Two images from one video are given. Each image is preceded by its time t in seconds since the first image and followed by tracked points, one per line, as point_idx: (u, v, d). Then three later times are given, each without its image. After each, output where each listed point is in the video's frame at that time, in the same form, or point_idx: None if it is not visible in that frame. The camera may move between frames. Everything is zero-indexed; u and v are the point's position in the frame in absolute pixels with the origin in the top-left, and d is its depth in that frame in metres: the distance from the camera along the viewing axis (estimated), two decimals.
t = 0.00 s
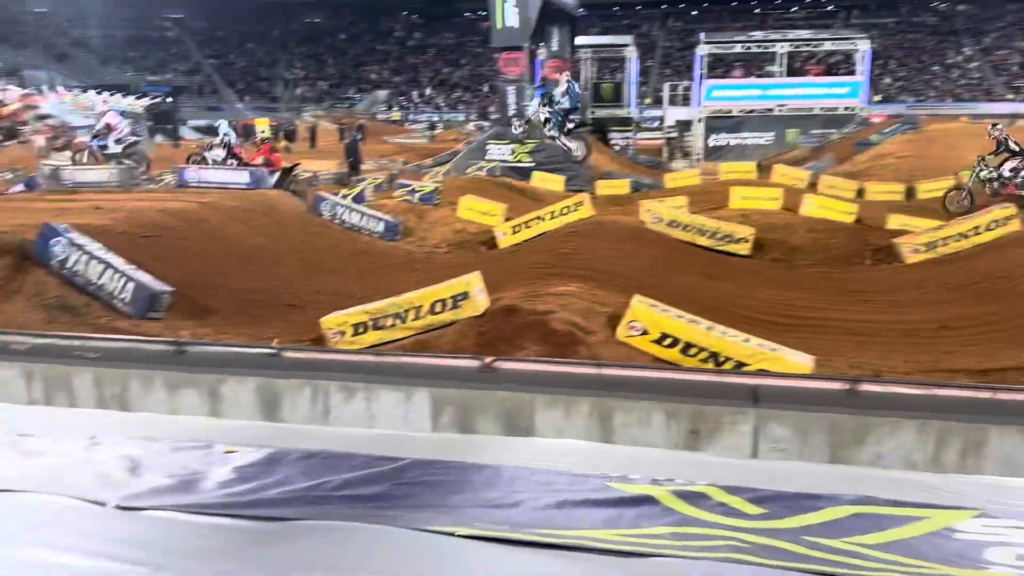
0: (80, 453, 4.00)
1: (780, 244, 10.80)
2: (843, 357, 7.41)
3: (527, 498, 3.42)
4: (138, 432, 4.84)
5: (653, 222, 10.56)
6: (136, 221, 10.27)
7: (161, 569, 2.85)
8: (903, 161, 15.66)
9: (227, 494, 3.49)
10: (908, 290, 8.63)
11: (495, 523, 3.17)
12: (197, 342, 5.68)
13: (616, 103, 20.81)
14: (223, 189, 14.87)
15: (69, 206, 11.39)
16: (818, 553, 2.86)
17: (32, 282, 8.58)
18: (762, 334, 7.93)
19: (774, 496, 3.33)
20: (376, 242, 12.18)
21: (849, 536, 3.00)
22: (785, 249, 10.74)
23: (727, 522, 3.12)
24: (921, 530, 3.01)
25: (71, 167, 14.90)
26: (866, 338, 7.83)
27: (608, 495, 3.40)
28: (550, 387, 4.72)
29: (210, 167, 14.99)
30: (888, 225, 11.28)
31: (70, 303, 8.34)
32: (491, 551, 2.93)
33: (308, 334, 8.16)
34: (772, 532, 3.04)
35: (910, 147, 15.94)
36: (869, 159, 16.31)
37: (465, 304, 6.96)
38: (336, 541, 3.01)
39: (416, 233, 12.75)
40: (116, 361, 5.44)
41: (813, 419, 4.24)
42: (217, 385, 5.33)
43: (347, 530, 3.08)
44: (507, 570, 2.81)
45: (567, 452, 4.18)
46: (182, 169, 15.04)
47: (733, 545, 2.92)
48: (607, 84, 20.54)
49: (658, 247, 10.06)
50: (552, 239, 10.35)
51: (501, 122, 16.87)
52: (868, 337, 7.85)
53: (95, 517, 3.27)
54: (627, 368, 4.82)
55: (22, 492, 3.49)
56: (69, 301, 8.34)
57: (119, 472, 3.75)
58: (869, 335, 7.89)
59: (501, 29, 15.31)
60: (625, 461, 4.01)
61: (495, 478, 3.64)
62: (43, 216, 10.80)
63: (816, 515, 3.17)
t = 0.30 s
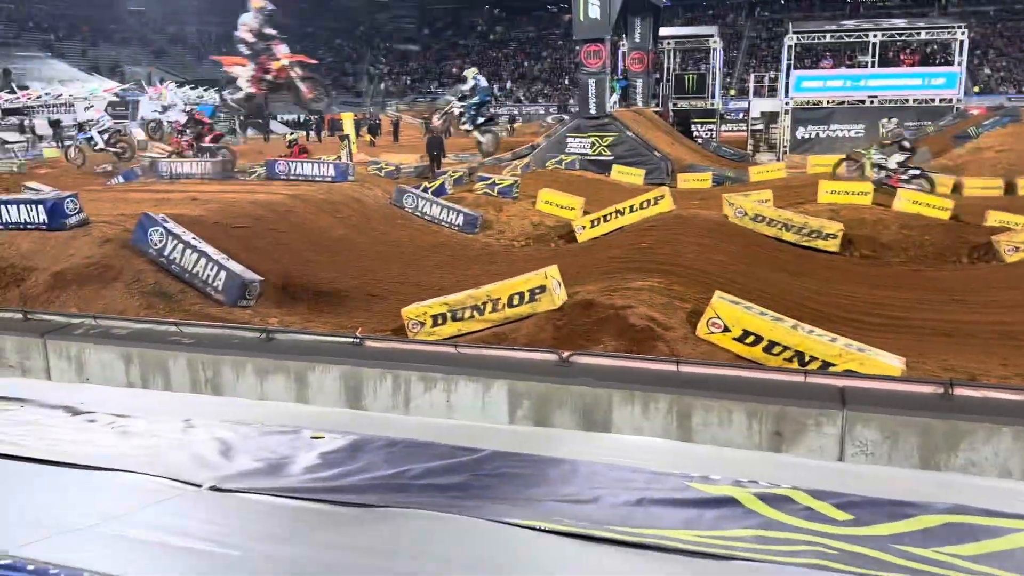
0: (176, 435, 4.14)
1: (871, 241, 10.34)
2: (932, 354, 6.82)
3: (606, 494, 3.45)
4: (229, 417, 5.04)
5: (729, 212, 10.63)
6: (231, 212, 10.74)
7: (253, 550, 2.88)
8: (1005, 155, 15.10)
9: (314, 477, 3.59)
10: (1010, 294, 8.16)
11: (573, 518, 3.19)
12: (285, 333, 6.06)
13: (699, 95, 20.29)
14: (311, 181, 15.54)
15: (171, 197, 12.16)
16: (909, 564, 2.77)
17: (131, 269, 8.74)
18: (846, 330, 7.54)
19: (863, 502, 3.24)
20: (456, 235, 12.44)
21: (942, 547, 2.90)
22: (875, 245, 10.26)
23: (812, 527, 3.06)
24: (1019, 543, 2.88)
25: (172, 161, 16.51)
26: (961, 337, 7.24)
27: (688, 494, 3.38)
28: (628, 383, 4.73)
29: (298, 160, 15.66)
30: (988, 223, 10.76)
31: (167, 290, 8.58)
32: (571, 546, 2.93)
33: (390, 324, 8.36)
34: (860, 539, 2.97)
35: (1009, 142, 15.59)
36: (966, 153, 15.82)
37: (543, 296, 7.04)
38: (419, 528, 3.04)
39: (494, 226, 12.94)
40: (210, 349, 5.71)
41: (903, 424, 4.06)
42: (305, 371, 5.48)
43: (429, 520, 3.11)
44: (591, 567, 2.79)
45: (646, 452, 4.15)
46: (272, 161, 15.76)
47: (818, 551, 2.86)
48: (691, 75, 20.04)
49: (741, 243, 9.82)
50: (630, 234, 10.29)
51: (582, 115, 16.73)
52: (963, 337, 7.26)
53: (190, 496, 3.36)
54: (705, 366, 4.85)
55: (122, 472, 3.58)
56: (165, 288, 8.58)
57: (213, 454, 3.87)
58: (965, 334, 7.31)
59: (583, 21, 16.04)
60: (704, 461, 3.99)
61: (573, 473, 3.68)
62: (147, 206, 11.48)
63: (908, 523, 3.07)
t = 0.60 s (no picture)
0: (210, 431, 4.25)
1: (912, 249, 10.11)
2: (971, 365, 6.63)
3: (632, 499, 3.44)
4: (261, 415, 5.15)
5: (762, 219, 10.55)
6: (267, 212, 10.94)
7: (279, 545, 2.89)
8: None
9: (342, 475, 3.65)
10: None
11: (598, 522, 3.18)
12: (318, 332, 6.18)
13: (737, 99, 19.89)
14: (346, 182, 15.81)
15: (210, 197, 12.46)
16: None
17: (169, 266, 8.98)
18: (882, 339, 7.37)
19: (893, 513, 3.19)
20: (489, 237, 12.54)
21: (974, 560, 2.83)
22: (916, 252, 10.02)
23: (841, 537, 3.01)
24: None
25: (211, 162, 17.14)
26: (1002, 348, 7.03)
27: (716, 502, 3.35)
28: (658, 388, 4.71)
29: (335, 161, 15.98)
30: None
31: (205, 288, 8.79)
32: (594, 550, 2.91)
33: (422, 325, 8.45)
34: (890, 550, 2.91)
35: None
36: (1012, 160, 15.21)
37: (574, 300, 7.06)
38: (442, 529, 3.05)
39: (527, 229, 13.01)
40: (244, 347, 5.85)
41: (939, 435, 3.98)
42: (337, 370, 5.57)
43: (452, 522, 3.10)
44: (613, 570, 2.78)
45: (676, 459, 4.13)
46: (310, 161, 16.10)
47: (845, 561, 2.82)
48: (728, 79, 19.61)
49: (776, 249, 9.70)
50: (663, 240, 10.25)
51: (616, 118, 16.98)
52: (1005, 348, 7.04)
53: (220, 490, 3.41)
54: (737, 373, 4.80)
55: (156, 465, 3.65)
56: (203, 286, 8.80)
57: (245, 450, 3.95)
58: (1008, 345, 7.09)
59: (620, 23, 15.80)
60: (734, 468, 3.96)
61: (599, 477, 3.69)
62: (187, 205, 11.80)
63: (940, 535, 3.01)
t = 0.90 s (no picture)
0: (203, 431, 4.23)
1: (908, 257, 10.15)
2: (967, 374, 6.66)
3: (626, 503, 3.44)
4: (256, 416, 5.14)
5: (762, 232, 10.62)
6: (264, 215, 10.93)
7: (271, 548, 2.88)
8: None
9: (337, 476, 3.64)
10: None
11: (593, 525, 3.18)
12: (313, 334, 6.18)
13: (733, 107, 20.49)
14: (343, 185, 15.81)
15: (206, 199, 12.44)
16: None
17: (165, 267, 8.95)
18: (878, 347, 7.40)
19: (888, 519, 3.20)
20: (486, 241, 12.56)
21: (969, 566, 2.85)
22: (912, 260, 10.07)
23: (836, 542, 3.01)
24: None
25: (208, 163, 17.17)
26: (998, 357, 7.06)
27: (711, 506, 3.35)
28: (654, 393, 4.72)
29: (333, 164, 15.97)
30: None
31: (201, 290, 8.79)
32: (588, 553, 2.91)
33: (417, 328, 8.43)
34: (885, 556, 2.92)
35: None
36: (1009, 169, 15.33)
37: (571, 305, 7.08)
38: (436, 532, 3.04)
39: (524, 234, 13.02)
40: (240, 348, 5.85)
41: (935, 442, 3.99)
42: (332, 373, 5.57)
43: (446, 524, 3.10)
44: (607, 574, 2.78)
45: (672, 464, 4.13)
46: (308, 164, 16.12)
47: (840, 566, 2.82)
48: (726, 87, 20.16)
49: (772, 257, 9.73)
50: (661, 247, 10.29)
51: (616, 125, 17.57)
52: (1000, 356, 7.07)
53: (213, 491, 3.41)
54: (734, 378, 4.81)
55: (148, 465, 3.64)
56: (199, 288, 8.80)
57: (238, 451, 3.94)
58: (1003, 354, 7.13)
59: (619, 30, 15.93)
60: (729, 474, 3.97)
61: (594, 480, 3.69)
62: (184, 206, 11.79)
63: (936, 541, 3.02)
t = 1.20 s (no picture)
0: (185, 431, 4.19)
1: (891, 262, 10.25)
2: (949, 378, 6.72)
3: (611, 504, 3.44)
4: (238, 417, 5.10)
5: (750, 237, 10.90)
6: (248, 215, 10.84)
7: (252, 548, 2.86)
8: None
9: (320, 477, 3.60)
10: None
11: (578, 525, 3.18)
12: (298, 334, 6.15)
13: (720, 110, 20.55)
14: (329, 186, 15.72)
15: (190, 198, 12.31)
16: None
17: (148, 267, 8.85)
18: (861, 350, 7.46)
19: (871, 520, 3.22)
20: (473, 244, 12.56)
21: (950, 567, 2.88)
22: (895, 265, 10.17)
23: (820, 543, 3.03)
24: None
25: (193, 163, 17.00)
26: (978, 361, 7.15)
27: (695, 507, 3.36)
28: (640, 395, 4.73)
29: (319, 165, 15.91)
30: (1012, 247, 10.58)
31: (184, 290, 8.70)
32: (572, 552, 2.91)
33: (403, 330, 8.40)
34: (867, 556, 2.95)
35: None
36: (990, 176, 15.57)
37: (557, 307, 7.10)
38: (420, 531, 3.03)
39: (511, 236, 13.04)
40: (224, 349, 5.80)
41: (918, 445, 4.03)
42: (317, 374, 5.53)
43: (430, 523, 3.08)
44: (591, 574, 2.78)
45: (658, 465, 4.14)
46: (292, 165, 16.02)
47: (824, 566, 2.83)
48: (713, 91, 20.33)
49: (759, 261, 9.83)
50: (647, 250, 10.36)
51: (601, 127, 17.10)
52: (981, 361, 7.15)
53: (196, 490, 3.37)
54: (719, 381, 4.84)
55: (129, 464, 3.60)
56: (183, 289, 8.71)
57: (220, 451, 3.89)
58: (983, 358, 7.21)
59: (606, 34, 15.99)
60: (713, 475, 3.99)
61: (580, 481, 3.69)
62: (168, 206, 11.68)
63: (919, 541, 3.05)
